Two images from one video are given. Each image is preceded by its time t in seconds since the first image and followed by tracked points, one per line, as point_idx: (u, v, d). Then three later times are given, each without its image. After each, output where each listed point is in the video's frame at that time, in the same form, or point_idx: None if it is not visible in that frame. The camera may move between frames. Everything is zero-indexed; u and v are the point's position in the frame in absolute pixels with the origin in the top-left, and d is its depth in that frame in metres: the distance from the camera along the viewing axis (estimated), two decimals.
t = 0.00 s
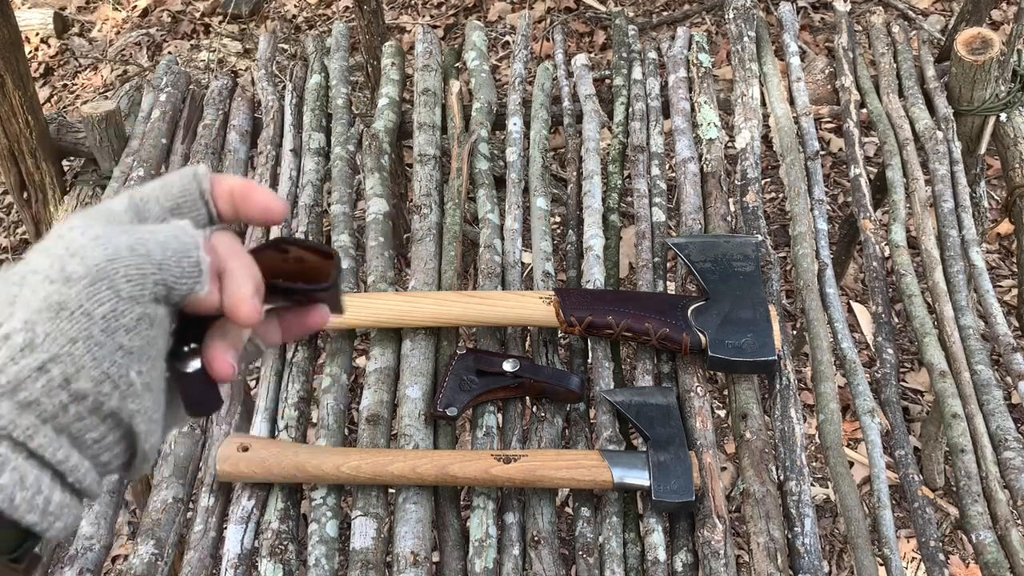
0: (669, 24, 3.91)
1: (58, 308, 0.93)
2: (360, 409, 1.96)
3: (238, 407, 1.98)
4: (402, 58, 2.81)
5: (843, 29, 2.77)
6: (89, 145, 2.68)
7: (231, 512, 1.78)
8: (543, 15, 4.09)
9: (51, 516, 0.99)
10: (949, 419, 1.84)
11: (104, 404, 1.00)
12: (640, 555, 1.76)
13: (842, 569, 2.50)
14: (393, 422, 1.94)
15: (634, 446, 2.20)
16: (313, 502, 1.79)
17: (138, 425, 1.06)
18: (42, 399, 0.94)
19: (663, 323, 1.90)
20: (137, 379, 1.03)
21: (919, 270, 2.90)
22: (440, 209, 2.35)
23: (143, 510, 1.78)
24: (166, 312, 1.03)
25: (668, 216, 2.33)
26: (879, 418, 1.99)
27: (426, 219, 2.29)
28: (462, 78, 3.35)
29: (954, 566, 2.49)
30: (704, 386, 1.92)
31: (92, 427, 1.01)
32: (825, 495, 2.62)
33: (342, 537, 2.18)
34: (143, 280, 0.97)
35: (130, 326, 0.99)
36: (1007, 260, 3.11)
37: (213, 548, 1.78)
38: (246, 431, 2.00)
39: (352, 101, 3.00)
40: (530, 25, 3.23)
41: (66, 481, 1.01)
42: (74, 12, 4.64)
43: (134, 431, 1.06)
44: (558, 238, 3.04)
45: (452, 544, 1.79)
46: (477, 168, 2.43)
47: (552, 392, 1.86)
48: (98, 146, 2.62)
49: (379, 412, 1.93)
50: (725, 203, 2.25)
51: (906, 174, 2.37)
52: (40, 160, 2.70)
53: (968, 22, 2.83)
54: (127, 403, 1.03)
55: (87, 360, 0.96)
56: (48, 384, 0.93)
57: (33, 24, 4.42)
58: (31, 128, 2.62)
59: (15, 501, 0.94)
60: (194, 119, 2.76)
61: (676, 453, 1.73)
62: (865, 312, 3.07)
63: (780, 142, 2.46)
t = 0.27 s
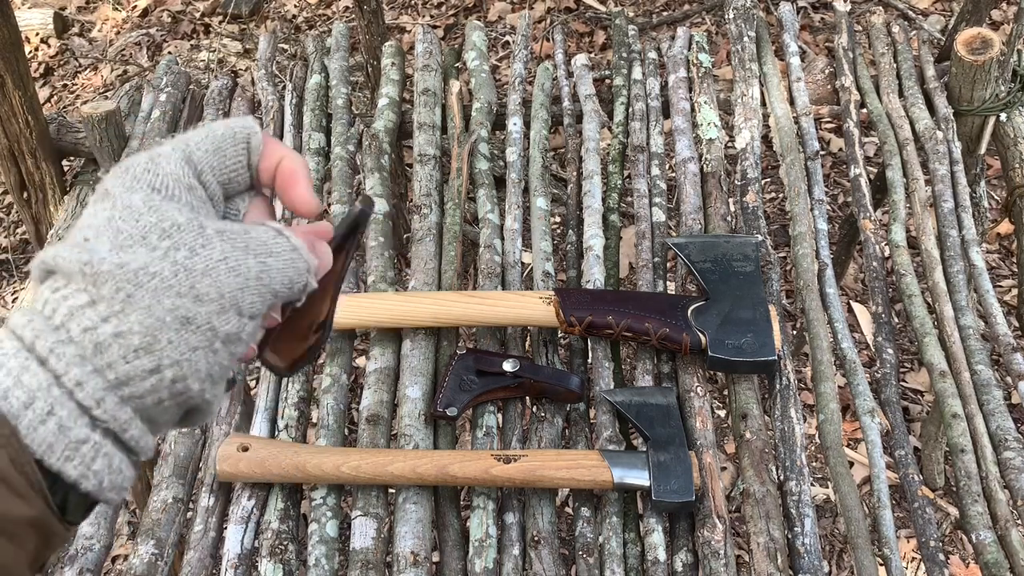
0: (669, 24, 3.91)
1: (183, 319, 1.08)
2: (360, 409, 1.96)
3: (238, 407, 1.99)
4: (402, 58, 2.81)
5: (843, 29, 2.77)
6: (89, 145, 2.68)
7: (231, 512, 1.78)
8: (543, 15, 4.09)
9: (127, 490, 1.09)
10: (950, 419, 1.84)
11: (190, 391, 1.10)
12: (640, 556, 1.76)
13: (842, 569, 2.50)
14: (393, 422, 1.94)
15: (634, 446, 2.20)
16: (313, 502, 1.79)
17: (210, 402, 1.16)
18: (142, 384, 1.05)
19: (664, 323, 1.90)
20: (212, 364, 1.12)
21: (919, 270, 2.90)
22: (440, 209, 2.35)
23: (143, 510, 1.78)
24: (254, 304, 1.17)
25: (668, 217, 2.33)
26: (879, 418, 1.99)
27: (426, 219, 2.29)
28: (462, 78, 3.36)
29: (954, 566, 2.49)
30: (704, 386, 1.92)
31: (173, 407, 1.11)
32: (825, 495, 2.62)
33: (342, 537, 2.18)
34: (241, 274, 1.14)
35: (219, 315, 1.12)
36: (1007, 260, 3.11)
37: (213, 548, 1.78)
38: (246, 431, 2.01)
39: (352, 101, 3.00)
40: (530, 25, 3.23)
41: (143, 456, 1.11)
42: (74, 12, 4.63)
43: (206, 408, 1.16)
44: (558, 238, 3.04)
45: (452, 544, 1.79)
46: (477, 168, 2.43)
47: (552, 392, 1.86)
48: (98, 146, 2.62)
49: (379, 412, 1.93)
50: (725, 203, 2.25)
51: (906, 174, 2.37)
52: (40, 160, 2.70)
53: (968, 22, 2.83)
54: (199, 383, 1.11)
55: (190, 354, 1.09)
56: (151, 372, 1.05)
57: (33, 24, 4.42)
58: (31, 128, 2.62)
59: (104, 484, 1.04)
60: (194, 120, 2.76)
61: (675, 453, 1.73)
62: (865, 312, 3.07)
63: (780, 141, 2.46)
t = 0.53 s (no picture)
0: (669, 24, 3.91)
1: (97, 235, 0.96)
2: (360, 409, 1.95)
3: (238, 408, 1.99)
4: (402, 58, 2.81)
5: (843, 29, 2.76)
6: (89, 145, 2.68)
7: (231, 512, 1.78)
8: (543, 15, 4.09)
9: (118, 439, 0.99)
10: (950, 419, 1.84)
11: (167, 321, 1.01)
12: (640, 556, 1.76)
13: (842, 569, 2.50)
14: (393, 422, 1.94)
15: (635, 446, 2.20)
16: (313, 502, 1.79)
17: (199, 341, 1.04)
18: (108, 316, 0.96)
19: (664, 323, 1.90)
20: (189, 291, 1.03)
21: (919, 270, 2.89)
22: (440, 209, 2.35)
23: (143, 510, 1.78)
24: (197, 231, 1.03)
25: (668, 216, 2.33)
26: (879, 418, 1.99)
27: (426, 219, 2.29)
28: (462, 78, 3.35)
29: (954, 566, 2.49)
30: (704, 386, 1.92)
31: (157, 347, 1.01)
32: (825, 495, 2.62)
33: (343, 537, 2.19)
34: (178, 191, 0.99)
35: (175, 244, 1.01)
36: (1007, 260, 3.11)
37: (213, 548, 1.78)
38: (246, 431, 2.01)
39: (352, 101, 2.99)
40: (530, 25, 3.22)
41: (140, 408, 1.01)
42: (74, 12, 4.63)
43: (200, 356, 1.06)
44: (558, 238, 3.04)
45: (452, 544, 1.79)
46: (477, 168, 2.43)
47: (552, 392, 1.86)
48: (98, 146, 2.62)
49: (379, 412, 1.93)
50: (725, 203, 2.25)
51: (906, 174, 2.37)
52: (40, 160, 2.70)
53: (968, 22, 2.83)
54: (179, 312, 1.02)
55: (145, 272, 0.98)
56: (111, 305, 0.97)
57: (33, 24, 4.42)
58: (30, 128, 2.62)
59: (77, 419, 0.95)
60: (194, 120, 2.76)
61: (676, 453, 1.73)
62: (865, 312, 3.06)
63: (780, 141, 2.45)
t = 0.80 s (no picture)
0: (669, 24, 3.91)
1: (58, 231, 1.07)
2: (360, 408, 1.95)
3: (238, 408, 1.98)
4: (402, 58, 2.81)
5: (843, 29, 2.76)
6: (89, 145, 2.68)
7: (231, 512, 1.78)
8: (543, 15, 4.08)
9: (107, 393, 1.00)
10: (950, 419, 1.84)
11: (127, 274, 1.06)
12: (641, 556, 1.76)
13: (842, 569, 2.50)
14: (393, 422, 1.94)
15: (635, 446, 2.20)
16: (313, 502, 1.78)
17: (163, 285, 1.08)
18: (71, 284, 1.04)
19: (663, 323, 1.89)
20: (137, 241, 1.07)
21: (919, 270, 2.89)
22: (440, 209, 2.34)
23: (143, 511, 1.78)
24: (142, 193, 1.12)
25: (668, 216, 2.33)
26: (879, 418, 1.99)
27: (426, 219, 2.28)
28: (462, 77, 3.34)
29: (954, 566, 2.49)
30: (705, 386, 1.91)
31: (127, 304, 1.06)
32: (825, 496, 2.62)
33: (343, 537, 2.18)
34: (105, 163, 1.11)
35: (111, 205, 1.08)
36: (1007, 261, 3.11)
37: (213, 548, 1.78)
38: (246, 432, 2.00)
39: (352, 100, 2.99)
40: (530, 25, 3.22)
41: (126, 364, 1.03)
42: (73, 12, 4.63)
43: (172, 305, 1.09)
44: (558, 238, 3.04)
45: (452, 545, 1.79)
46: (477, 168, 2.43)
47: (552, 392, 1.86)
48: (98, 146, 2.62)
49: (379, 412, 1.93)
50: (725, 203, 2.25)
51: (906, 174, 2.37)
52: (40, 160, 2.70)
53: (968, 22, 2.83)
54: (136, 262, 1.07)
55: (91, 232, 1.06)
56: (72, 275, 1.04)
57: (33, 24, 4.41)
58: (30, 128, 2.61)
59: (60, 376, 0.97)
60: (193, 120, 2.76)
61: (676, 453, 1.73)
62: (865, 312, 3.06)
63: (780, 141, 2.45)
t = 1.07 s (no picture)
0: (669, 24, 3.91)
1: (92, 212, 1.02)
2: (360, 408, 1.95)
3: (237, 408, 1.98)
4: (401, 58, 2.81)
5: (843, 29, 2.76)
6: (89, 145, 2.68)
7: (231, 512, 1.78)
8: (543, 15, 4.08)
9: (143, 372, 0.93)
10: (950, 419, 1.84)
11: (159, 252, 1.00)
12: (641, 556, 1.76)
13: (842, 569, 2.50)
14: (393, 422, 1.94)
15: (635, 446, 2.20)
16: (313, 502, 1.78)
17: (196, 260, 1.00)
18: (105, 265, 0.98)
19: (664, 323, 1.89)
20: (166, 217, 1.01)
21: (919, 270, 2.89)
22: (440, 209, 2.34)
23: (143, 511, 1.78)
24: (172, 170, 1.06)
25: (668, 216, 2.32)
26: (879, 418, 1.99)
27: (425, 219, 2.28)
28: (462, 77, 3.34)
29: (954, 566, 2.49)
30: (705, 386, 1.91)
31: (162, 283, 0.99)
32: (825, 496, 2.62)
33: (343, 538, 2.18)
34: (134, 143, 1.06)
35: (139, 182, 1.03)
36: (1007, 260, 3.11)
37: (213, 548, 1.78)
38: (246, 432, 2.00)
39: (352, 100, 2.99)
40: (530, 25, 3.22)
41: (163, 344, 0.96)
42: (73, 12, 4.62)
43: (207, 281, 1.01)
44: (558, 238, 3.04)
45: (452, 545, 1.79)
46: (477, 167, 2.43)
47: (552, 392, 1.86)
48: (98, 146, 2.61)
49: (379, 412, 1.93)
50: (725, 203, 2.25)
51: (907, 174, 2.37)
52: (40, 160, 2.70)
53: (969, 22, 2.83)
54: (169, 238, 1.00)
55: (122, 212, 1.01)
56: (106, 256, 0.99)
57: (33, 24, 4.41)
58: (30, 128, 2.61)
59: (96, 356, 0.91)
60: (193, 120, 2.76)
61: (676, 453, 1.73)
62: (865, 311, 3.06)
63: (780, 141, 2.45)
